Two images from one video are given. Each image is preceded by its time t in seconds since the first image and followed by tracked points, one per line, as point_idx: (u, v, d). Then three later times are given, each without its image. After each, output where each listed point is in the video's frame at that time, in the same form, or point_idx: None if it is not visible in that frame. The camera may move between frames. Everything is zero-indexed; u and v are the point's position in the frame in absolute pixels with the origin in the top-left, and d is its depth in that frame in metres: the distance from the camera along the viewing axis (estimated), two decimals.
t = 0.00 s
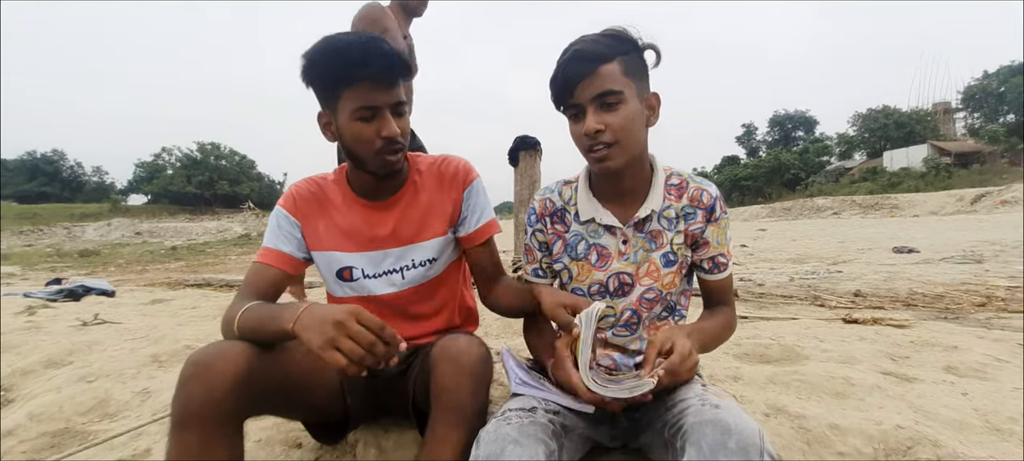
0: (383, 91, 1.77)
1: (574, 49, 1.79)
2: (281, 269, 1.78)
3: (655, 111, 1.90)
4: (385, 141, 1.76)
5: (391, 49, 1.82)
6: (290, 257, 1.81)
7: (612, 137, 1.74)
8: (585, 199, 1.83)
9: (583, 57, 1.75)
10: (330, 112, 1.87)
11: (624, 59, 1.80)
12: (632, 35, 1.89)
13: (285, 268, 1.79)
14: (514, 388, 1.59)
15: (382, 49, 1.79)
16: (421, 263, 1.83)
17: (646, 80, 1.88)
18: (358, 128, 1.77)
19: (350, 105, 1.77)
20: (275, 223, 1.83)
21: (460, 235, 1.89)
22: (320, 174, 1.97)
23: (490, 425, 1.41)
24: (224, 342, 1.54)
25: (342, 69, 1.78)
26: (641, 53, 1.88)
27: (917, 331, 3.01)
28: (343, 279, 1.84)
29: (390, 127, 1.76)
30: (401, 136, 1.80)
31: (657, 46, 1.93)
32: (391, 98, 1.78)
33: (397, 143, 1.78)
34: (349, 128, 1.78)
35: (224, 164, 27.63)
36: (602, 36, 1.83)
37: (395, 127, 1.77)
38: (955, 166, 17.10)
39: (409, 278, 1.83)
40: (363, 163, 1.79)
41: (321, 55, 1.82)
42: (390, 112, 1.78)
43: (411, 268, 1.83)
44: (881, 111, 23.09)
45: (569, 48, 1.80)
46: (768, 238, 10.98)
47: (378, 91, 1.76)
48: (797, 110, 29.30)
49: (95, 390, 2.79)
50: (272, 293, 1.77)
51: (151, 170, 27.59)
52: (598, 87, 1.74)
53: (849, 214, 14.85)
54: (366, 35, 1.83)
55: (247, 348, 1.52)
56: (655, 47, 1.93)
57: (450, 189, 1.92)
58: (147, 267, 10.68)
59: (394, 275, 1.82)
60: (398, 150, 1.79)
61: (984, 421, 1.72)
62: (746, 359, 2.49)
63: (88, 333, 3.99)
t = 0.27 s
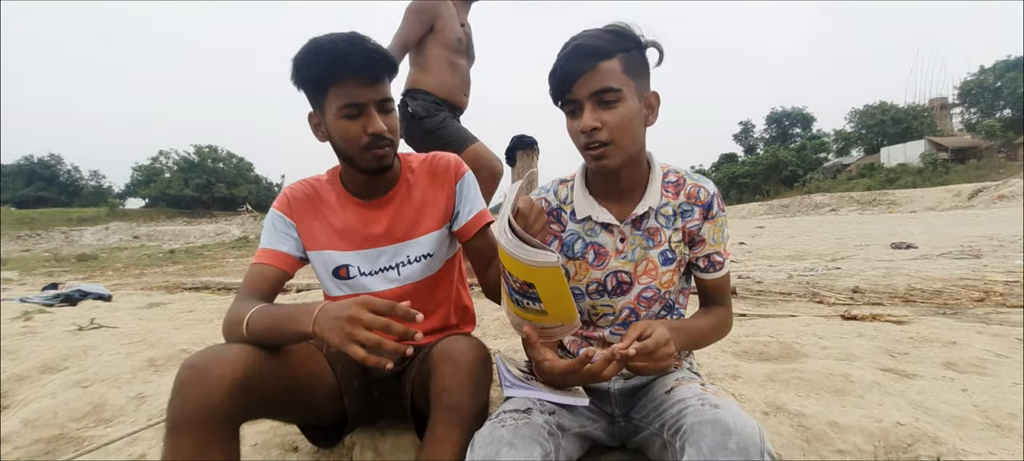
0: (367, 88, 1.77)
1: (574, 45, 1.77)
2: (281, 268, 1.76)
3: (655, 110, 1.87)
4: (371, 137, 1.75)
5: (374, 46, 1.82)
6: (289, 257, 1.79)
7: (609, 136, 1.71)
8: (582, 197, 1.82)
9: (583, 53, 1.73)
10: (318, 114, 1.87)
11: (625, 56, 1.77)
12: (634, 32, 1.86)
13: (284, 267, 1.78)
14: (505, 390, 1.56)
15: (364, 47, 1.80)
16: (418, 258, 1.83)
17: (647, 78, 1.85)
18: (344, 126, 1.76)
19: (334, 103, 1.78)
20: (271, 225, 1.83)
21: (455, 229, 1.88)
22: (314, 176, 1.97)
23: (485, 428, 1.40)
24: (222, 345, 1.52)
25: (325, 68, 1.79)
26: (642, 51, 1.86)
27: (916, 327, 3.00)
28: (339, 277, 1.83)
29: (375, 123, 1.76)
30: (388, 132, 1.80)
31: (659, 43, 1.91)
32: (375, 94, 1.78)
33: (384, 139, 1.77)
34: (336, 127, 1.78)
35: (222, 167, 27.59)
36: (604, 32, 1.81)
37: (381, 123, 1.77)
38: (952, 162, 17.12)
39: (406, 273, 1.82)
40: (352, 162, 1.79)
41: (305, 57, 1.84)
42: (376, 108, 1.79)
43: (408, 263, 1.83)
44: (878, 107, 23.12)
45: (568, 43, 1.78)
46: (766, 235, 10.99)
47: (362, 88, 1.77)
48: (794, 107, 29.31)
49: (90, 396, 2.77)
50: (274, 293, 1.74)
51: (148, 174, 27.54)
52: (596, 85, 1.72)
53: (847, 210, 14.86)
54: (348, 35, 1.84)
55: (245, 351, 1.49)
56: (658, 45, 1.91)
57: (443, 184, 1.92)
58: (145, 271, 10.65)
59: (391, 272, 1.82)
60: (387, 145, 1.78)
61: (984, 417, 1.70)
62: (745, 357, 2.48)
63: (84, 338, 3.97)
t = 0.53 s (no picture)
0: (348, 90, 1.78)
1: (563, 56, 1.77)
2: (291, 269, 1.79)
3: (655, 112, 1.83)
4: (354, 139, 1.77)
5: (354, 48, 1.81)
6: (297, 258, 1.81)
7: (596, 145, 1.71)
8: (581, 196, 1.82)
9: (570, 65, 1.74)
10: (309, 114, 1.90)
11: (615, 63, 1.74)
12: (631, 34, 1.82)
13: (294, 269, 1.80)
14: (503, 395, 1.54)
15: (345, 50, 1.79)
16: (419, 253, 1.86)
17: (647, 81, 1.82)
18: (328, 129, 1.80)
19: (318, 106, 1.81)
20: (275, 225, 1.84)
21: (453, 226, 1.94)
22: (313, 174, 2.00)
23: (483, 430, 1.40)
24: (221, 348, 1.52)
25: (309, 72, 1.80)
26: (641, 52, 1.82)
27: (913, 326, 3.00)
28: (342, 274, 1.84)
29: (358, 125, 1.78)
30: (372, 133, 1.81)
31: (660, 38, 1.89)
32: (356, 96, 1.78)
33: (366, 141, 1.79)
34: (322, 129, 1.82)
35: (219, 168, 27.54)
36: (598, 36, 1.79)
37: (363, 126, 1.78)
38: (948, 160, 17.16)
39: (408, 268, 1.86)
40: (342, 161, 1.84)
41: (291, 61, 1.86)
42: (357, 110, 1.79)
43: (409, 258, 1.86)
44: (875, 106, 23.17)
45: (563, 49, 1.78)
46: (764, 234, 11.00)
47: (344, 90, 1.77)
48: (791, 106, 29.36)
49: (86, 399, 2.76)
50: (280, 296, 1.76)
51: (145, 176, 27.48)
52: (585, 93, 1.72)
53: (844, 209, 14.89)
54: (331, 37, 1.84)
55: (245, 353, 1.50)
56: (660, 40, 1.89)
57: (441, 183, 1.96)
58: (142, 273, 10.62)
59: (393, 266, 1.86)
60: (369, 146, 1.79)
61: (982, 415, 1.70)
62: (744, 356, 2.48)
63: (80, 341, 3.95)
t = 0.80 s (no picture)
0: (333, 98, 1.72)
1: (560, 64, 1.73)
2: (283, 280, 1.81)
3: (656, 114, 1.81)
4: (339, 147, 1.73)
5: (339, 54, 1.75)
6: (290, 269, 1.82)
7: (599, 154, 1.69)
8: (584, 192, 1.82)
9: (569, 73, 1.69)
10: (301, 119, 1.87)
11: (614, 68, 1.70)
12: (626, 35, 1.78)
13: (286, 279, 1.82)
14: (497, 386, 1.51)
15: (330, 56, 1.74)
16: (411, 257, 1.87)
17: (647, 83, 1.79)
18: (317, 138, 1.77)
19: (306, 114, 1.77)
20: (272, 232, 1.89)
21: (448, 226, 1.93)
22: (309, 177, 2.00)
23: (481, 430, 1.39)
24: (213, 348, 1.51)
25: (295, 79, 1.76)
26: (639, 52, 1.79)
27: (912, 324, 3.00)
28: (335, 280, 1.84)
29: (344, 133, 1.74)
30: (358, 140, 1.76)
31: (657, 34, 1.86)
32: (341, 104, 1.73)
33: (351, 150, 1.74)
34: (311, 137, 1.79)
35: (216, 169, 27.50)
36: (596, 41, 1.74)
37: (348, 134, 1.73)
38: (946, 159, 17.20)
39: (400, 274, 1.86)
40: (333, 169, 1.80)
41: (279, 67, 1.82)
42: (343, 119, 1.74)
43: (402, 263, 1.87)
44: (872, 105, 23.21)
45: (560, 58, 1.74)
46: (763, 233, 11.00)
47: (328, 98, 1.72)
48: (789, 106, 29.37)
49: (83, 400, 2.75)
50: (277, 305, 1.80)
51: (143, 176, 27.41)
52: (586, 103, 1.68)
53: (842, 208, 14.91)
54: (317, 42, 1.79)
55: (238, 352, 1.49)
56: (657, 36, 1.86)
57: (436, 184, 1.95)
58: (140, 273, 10.59)
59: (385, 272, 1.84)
60: (356, 155, 1.75)
61: (982, 414, 1.69)
62: (743, 355, 2.47)
63: (77, 341, 3.93)
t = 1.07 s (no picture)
0: (336, 99, 1.73)
1: (560, 60, 1.72)
2: (280, 281, 1.81)
3: (653, 112, 1.82)
4: (341, 147, 1.73)
5: (345, 55, 1.75)
6: (287, 269, 1.83)
7: (598, 150, 1.69)
8: (581, 190, 1.81)
9: (569, 68, 1.68)
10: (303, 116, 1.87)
11: (614, 65, 1.70)
12: (625, 34, 1.78)
13: (283, 280, 1.82)
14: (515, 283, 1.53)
15: (335, 56, 1.74)
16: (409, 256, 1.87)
17: (644, 81, 1.80)
18: (318, 137, 1.77)
19: (308, 112, 1.77)
20: (268, 232, 1.85)
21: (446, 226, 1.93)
22: (307, 177, 2.00)
23: (479, 431, 1.38)
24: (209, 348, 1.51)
25: (299, 78, 1.76)
26: (638, 50, 1.79)
27: (909, 324, 3.01)
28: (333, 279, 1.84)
29: (346, 134, 1.74)
30: (360, 141, 1.76)
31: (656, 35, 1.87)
32: (344, 105, 1.74)
33: (353, 150, 1.75)
34: (312, 135, 1.79)
35: (213, 169, 27.46)
36: (595, 38, 1.74)
37: (350, 134, 1.74)
38: (943, 159, 17.25)
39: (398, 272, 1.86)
40: (333, 169, 1.81)
41: (283, 64, 1.81)
42: (346, 120, 1.75)
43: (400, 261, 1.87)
44: (870, 105, 23.28)
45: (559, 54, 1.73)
46: (760, 233, 11.02)
47: (332, 98, 1.73)
48: (786, 106, 29.41)
49: (79, 400, 2.74)
50: (274, 306, 1.80)
51: (140, 176, 27.34)
52: (585, 99, 1.68)
53: (839, 208, 14.94)
54: (320, 42, 1.79)
55: (233, 355, 1.48)
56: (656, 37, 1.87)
57: (436, 182, 1.97)
58: (137, 273, 10.56)
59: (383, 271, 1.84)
60: (358, 156, 1.76)
61: (979, 413, 1.70)
62: (740, 355, 2.47)
63: (73, 342, 3.92)
